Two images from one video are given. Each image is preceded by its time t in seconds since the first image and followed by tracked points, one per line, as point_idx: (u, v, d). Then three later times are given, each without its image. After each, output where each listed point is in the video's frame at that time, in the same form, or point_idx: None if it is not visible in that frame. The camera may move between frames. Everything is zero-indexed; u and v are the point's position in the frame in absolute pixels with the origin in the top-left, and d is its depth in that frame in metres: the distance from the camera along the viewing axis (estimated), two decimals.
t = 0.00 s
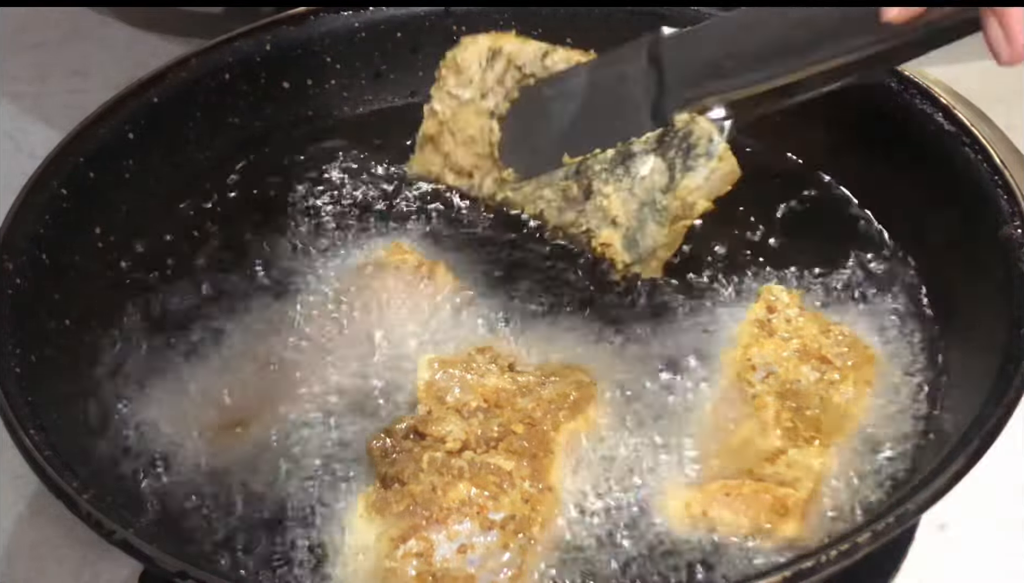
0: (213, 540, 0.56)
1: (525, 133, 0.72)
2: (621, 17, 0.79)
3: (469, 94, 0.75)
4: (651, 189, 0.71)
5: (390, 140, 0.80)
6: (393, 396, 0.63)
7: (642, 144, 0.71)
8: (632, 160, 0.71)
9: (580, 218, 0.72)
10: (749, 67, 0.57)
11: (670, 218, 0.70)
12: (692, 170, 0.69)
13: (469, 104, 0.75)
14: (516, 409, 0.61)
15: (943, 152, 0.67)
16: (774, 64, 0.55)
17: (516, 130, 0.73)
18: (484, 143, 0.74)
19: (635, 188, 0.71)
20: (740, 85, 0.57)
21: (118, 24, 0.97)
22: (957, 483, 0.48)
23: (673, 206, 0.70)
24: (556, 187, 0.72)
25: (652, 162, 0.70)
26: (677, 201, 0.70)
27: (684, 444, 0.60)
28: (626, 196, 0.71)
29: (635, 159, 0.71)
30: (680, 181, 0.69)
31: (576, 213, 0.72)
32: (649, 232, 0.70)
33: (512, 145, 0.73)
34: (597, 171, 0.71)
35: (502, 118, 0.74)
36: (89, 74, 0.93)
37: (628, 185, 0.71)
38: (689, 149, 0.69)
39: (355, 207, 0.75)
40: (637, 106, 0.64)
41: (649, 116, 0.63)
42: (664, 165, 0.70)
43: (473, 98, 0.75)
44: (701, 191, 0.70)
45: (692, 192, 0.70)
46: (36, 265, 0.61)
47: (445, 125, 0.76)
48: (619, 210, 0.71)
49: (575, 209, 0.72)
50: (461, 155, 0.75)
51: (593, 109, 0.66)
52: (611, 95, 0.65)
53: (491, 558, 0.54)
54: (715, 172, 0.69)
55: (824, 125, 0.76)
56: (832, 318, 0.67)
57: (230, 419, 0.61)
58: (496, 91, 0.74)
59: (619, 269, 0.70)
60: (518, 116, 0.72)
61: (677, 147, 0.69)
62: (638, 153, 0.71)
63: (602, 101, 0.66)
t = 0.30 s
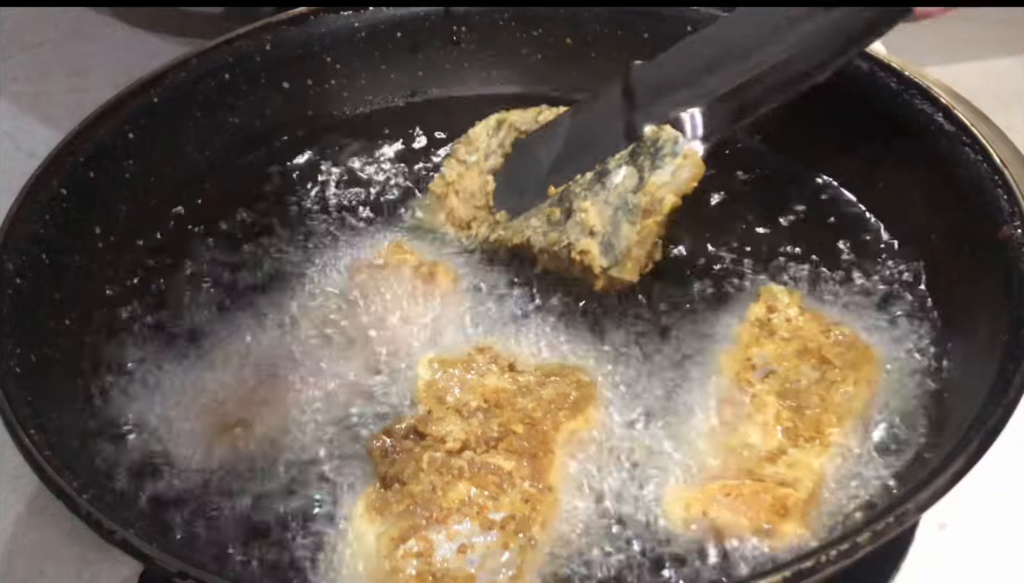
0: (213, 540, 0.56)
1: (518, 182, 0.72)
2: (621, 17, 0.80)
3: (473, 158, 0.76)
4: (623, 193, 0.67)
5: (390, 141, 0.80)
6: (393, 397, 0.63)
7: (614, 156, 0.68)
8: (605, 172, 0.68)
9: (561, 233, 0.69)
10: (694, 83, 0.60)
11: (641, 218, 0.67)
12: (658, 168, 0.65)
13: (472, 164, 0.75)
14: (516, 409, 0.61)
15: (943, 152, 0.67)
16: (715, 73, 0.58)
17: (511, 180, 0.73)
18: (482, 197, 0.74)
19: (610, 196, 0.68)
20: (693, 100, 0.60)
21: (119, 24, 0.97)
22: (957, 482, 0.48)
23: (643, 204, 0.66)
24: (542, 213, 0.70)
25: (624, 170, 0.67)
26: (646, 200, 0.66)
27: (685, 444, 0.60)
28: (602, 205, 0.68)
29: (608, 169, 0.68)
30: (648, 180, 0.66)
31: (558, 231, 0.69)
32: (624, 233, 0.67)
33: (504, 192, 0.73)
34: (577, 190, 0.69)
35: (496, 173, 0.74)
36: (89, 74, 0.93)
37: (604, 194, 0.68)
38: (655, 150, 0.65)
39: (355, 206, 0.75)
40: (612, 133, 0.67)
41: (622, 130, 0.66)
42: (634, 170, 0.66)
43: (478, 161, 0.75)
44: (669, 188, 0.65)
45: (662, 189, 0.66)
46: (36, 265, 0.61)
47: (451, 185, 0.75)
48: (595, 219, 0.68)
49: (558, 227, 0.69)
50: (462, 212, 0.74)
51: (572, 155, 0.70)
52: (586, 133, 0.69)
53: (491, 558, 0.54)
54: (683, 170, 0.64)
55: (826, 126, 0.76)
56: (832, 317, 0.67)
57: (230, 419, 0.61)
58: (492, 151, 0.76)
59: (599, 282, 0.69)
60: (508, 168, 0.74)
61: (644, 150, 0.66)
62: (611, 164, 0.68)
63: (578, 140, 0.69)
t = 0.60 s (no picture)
0: (212, 540, 0.56)
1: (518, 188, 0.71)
2: (621, 17, 0.79)
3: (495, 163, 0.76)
4: (615, 227, 0.69)
5: (391, 141, 0.80)
6: (393, 396, 0.63)
7: (608, 187, 0.69)
8: (599, 204, 0.69)
9: (558, 265, 0.69)
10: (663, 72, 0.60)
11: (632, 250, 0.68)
12: (648, 202, 0.69)
13: (492, 169, 0.76)
14: (516, 409, 0.61)
15: (943, 153, 0.67)
16: (684, 63, 0.58)
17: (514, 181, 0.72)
18: (490, 200, 0.74)
19: (604, 229, 0.69)
20: (660, 91, 0.60)
21: (119, 24, 0.97)
22: (957, 482, 0.48)
23: (634, 236, 0.69)
24: (545, 238, 0.70)
25: (615, 202, 0.69)
26: (637, 232, 0.69)
27: (685, 443, 0.60)
28: (597, 239, 0.69)
29: (603, 200, 0.69)
30: (638, 213, 0.69)
31: (557, 262, 0.69)
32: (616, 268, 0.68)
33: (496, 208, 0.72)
34: (575, 221, 0.69)
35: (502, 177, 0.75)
36: (90, 74, 0.93)
37: (597, 228, 0.69)
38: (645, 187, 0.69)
39: (357, 204, 0.75)
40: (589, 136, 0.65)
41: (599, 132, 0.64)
42: (625, 202, 0.69)
43: (498, 167, 0.76)
44: (656, 219, 0.70)
45: (652, 222, 0.69)
46: (36, 266, 0.61)
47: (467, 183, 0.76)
48: (591, 252, 0.68)
49: (558, 257, 0.69)
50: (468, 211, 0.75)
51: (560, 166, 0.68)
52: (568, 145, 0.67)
53: (491, 558, 0.54)
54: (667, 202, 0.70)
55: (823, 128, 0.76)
56: (832, 316, 0.67)
57: (230, 419, 0.61)
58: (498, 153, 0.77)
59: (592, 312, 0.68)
60: (512, 174, 0.73)
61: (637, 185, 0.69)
62: (606, 196, 0.69)
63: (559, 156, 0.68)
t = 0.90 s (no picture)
0: (212, 540, 0.56)
1: (572, 161, 0.72)
2: (621, 17, 0.79)
3: (518, 163, 0.76)
4: (648, 237, 0.70)
5: (390, 142, 0.80)
6: (393, 396, 0.63)
7: (640, 200, 0.72)
8: (630, 215, 0.72)
9: (583, 265, 0.70)
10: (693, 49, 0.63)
11: (663, 262, 0.70)
12: (683, 218, 0.71)
13: (506, 171, 0.76)
14: (516, 409, 0.61)
15: (943, 153, 0.67)
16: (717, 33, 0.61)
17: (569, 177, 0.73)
18: (507, 198, 0.74)
19: (633, 238, 0.71)
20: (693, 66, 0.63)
21: (119, 24, 0.97)
22: (957, 482, 0.48)
23: (667, 249, 0.70)
24: (566, 241, 0.72)
25: (649, 215, 0.71)
26: (670, 245, 0.70)
27: (685, 443, 0.60)
28: (626, 245, 0.70)
29: (634, 213, 0.72)
30: (672, 227, 0.71)
31: (580, 262, 0.70)
32: (643, 275, 0.69)
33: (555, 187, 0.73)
34: (603, 227, 0.71)
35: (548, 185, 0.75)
36: (90, 74, 0.93)
37: (627, 236, 0.71)
38: (683, 204, 0.72)
39: (357, 204, 0.75)
40: (642, 108, 0.66)
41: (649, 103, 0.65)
42: (658, 216, 0.72)
43: (512, 172, 0.76)
44: (692, 235, 0.71)
45: (685, 237, 0.71)
46: (36, 266, 0.61)
47: (479, 182, 0.76)
48: (618, 259, 0.70)
49: (580, 257, 0.71)
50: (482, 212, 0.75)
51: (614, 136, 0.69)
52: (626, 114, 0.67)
53: (491, 558, 0.54)
54: (706, 224, 0.72)
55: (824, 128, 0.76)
56: (832, 316, 0.67)
57: (231, 420, 0.61)
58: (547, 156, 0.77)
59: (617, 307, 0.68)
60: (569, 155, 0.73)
61: (673, 202, 0.72)
62: (638, 208, 0.72)
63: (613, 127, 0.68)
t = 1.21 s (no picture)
0: (212, 540, 0.56)
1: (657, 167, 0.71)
2: (620, 17, 0.79)
3: (541, 164, 0.78)
4: (702, 262, 0.70)
5: (390, 141, 0.80)
6: (392, 396, 0.63)
7: (694, 232, 0.72)
8: (683, 241, 0.71)
9: (620, 261, 0.71)
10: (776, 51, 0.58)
11: (711, 287, 0.68)
12: (747, 257, 0.70)
13: (526, 171, 0.78)
14: (516, 409, 0.61)
15: (943, 152, 0.67)
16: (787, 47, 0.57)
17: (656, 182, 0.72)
18: (531, 196, 0.76)
19: (682, 258, 0.70)
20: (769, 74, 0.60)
21: (119, 24, 0.97)
22: (957, 483, 0.47)
23: (721, 278, 0.69)
24: (601, 237, 0.73)
25: (705, 245, 0.71)
26: (726, 274, 0.69)
27: (685, 443, 0.60)
28: (673, 261, 0.70)
29: (689, 242, 0.71)
30: (734, 260, 0.69)
31: (616, 258, 0.71)
32: (688, 291, 0.68)
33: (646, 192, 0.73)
34: (644, 241, 0.72)
35: (585, 195, 0.76)
36: (90, 74, 0.93)
37: (676, 255, 0.70)
38: (747, 245, 0.70)
39: (358, 204, 0.75)
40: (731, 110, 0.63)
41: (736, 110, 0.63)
42: (719, 248, 0.70)
43: (535, 175, 0.77)
44: (752, 275, 0.69)
45: (743, 274, 0.69)
46: (36, 265, 0.61)
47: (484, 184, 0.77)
48: (659, 265, 0.70)
49: (616, 253, 0.71)
50: (497, 207, 0.76)
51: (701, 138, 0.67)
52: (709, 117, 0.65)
53: (491, 557, 0.54)
54: (769, 264, 0.69)
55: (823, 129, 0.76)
56: (833, 316, 0.67)
57: (230, 420, 0.61)
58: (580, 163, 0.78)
59: (648, 304, 0.68)
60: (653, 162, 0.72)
61: (735, 240, 0.71)
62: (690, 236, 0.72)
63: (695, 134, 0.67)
